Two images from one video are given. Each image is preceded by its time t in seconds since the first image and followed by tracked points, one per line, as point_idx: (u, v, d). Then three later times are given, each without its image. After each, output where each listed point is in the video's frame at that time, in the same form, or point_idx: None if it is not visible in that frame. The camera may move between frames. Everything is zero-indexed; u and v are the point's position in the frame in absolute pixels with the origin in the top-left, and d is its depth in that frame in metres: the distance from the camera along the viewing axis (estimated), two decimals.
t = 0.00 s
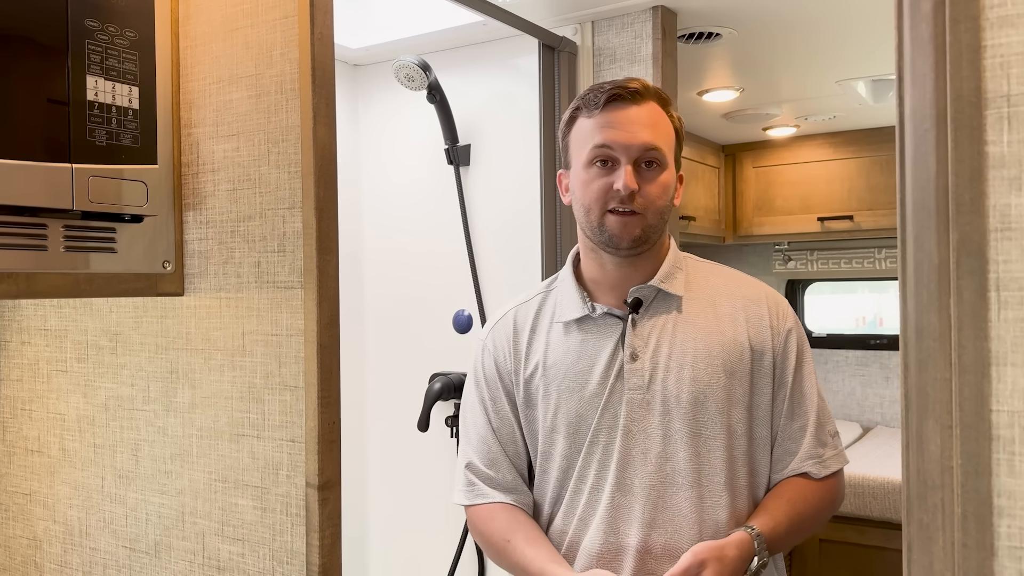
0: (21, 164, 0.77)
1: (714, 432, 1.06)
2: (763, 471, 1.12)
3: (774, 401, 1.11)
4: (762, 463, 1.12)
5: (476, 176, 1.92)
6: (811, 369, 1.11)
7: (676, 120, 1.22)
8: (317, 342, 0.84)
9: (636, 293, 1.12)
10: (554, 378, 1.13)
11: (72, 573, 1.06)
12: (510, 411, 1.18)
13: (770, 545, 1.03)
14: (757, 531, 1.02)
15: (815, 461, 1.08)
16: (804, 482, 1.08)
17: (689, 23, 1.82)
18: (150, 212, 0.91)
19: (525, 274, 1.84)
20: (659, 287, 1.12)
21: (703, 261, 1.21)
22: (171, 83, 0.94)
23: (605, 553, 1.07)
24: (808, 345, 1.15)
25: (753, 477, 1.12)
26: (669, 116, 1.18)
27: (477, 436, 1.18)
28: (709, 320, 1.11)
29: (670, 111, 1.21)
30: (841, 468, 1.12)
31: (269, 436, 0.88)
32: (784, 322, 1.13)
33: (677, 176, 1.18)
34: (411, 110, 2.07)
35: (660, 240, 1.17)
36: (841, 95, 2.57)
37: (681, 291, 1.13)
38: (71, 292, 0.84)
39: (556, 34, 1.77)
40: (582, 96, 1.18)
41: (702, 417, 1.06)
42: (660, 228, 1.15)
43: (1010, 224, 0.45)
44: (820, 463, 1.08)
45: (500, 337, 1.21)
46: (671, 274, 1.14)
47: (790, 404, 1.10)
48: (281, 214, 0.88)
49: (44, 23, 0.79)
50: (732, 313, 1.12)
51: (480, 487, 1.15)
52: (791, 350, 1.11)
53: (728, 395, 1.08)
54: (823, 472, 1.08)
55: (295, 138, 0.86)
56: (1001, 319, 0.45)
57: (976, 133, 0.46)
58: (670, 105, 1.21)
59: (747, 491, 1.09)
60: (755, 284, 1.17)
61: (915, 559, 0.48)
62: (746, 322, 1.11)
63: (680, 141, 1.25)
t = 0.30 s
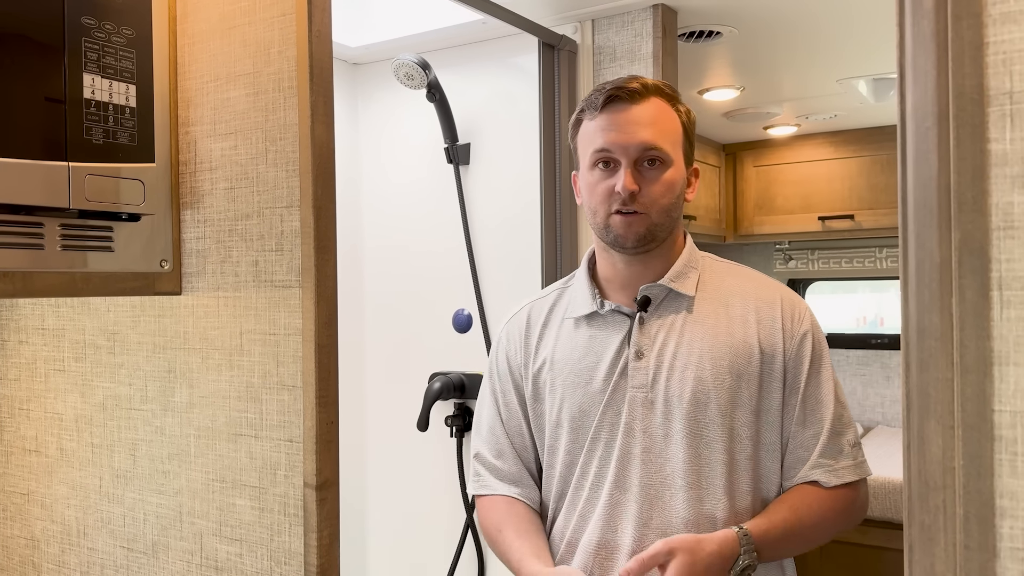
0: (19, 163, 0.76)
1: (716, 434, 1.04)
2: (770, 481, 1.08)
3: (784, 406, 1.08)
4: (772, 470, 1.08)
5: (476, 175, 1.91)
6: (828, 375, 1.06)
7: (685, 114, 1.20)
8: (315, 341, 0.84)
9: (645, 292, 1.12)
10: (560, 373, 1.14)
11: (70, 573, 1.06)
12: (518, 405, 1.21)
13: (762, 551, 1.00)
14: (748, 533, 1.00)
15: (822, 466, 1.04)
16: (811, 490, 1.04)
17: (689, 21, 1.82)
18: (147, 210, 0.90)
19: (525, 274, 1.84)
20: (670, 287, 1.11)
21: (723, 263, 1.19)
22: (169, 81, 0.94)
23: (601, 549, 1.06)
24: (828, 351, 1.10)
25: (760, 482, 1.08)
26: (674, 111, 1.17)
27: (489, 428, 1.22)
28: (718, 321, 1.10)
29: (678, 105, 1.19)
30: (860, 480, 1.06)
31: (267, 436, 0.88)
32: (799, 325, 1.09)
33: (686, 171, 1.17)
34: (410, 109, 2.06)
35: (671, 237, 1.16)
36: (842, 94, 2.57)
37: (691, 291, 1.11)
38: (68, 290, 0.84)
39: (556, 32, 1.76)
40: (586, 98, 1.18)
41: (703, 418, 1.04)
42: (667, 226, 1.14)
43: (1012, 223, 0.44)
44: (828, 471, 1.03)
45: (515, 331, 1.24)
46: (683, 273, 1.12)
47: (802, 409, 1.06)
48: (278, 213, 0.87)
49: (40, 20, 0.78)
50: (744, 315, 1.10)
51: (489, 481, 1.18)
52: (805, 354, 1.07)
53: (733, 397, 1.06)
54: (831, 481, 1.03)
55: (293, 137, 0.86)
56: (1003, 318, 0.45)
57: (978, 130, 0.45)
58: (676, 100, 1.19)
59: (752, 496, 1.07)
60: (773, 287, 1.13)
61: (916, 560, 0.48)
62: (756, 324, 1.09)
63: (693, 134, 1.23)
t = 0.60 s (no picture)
0: (17, 160, 0.76)
1: (722, 430, 1.03)
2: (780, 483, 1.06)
3: (797, 407, 1.05)
4: (784, 473, 1.06)
5: (477, 172, 1.91)
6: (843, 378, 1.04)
7: (709, 112, 1.19)
8: (314, 338, 0.84)
9: (658, 286, 1.11)
10: (569, 364, 1.14)
11: (69, 571, 1.06)
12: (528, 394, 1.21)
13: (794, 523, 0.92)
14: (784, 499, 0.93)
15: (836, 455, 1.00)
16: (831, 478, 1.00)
17: (690, 19, 1.81)
18: (146, 208, 0.90)
19: (526, 272, 1.84)
20: (683, 283, 1.10)
21: (743, 265, 1.18)
22: (167, 78, 0.93)
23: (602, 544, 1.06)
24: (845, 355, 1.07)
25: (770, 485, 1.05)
26: (696, 108, 1.16)
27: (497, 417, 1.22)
28: (731, 317, 1.09)
29: (703, 103, 1.19)
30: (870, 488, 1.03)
31: (266, 434, 0.88)
32: (815, 325, 1.07)
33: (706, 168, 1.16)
34: (410, 107, 2.06)
35: (688, 233, 1.15)
36: (844, 92, 2.56)
37: (704, 287, 1.10)
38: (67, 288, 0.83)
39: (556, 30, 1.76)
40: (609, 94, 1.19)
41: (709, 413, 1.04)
42: (684, 220, 1.12)
43: (1014, 218, 0.44)
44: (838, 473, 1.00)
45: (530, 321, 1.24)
46: (697, 270, 1.11)
47: (814, 411, 1.03)
48: (278, 210, 0.87)
49: (38, 17, 0.78)
50: (757, 312, 1.09)
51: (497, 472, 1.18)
52: (820, 355, 1.05)
53: (742, 393, 1.04)
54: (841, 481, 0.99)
55: (292, 133, 0.85)
56: (1005, 314, 0.45)
57: (980, 125, 0.45)
58: (699, 97, 1.19)
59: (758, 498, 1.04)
60: (790, 288, 1.11)
61: (918, 557, 0.47)
62: (769, 323, 1.07)
63: (717, 134, 1.22)
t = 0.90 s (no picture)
0: (17, 159, 0.76)
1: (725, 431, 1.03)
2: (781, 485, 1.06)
3: (802, 410, 1.05)
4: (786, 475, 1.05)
5: (477, 172, 1.91)
6: (848, 383, 1.03)
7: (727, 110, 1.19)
8: (314, 338, 0.83)
9: (662, 286, 1.11)
10: (572, 362, 1.15)
11: (70, 570, 1.06)
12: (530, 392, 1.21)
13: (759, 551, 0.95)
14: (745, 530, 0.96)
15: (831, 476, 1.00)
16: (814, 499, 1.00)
17: (691, 18, 1.81)
18: (146, 207, 0.90)
19: (526, 272, 1.83)
20: (688, 283, 1.10)
21: (748, 264, 1.17)
22: (167, 78, 0.93)
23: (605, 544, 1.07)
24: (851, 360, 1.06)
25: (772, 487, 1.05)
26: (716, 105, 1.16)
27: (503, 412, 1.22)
28: (736, 318, 1.08)
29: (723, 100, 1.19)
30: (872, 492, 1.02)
31: (266, 433, 0.88)
32: (820, 328, 1.06)
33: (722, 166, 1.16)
34: (410, 107, 2.06)
35: (700, 232, 1.15)
36: (845, 91, 2.56)
37: (710, 287, 1.10)
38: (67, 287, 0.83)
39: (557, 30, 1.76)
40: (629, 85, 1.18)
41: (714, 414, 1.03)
42: (699, 218, 1.12)
43: (1015, 218, 0.44)
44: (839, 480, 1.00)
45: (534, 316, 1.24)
46: (702, 269, 1.11)
47: (817, 416, 1.02)
48: (277, 210, 0.87)
49: (37, 16, 0.78)
50: (762, 313, 1.08)
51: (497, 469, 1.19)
52: (825, 359, 1.04)
53: (746, 395, 1.04)
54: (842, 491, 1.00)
55: (292, 132, 0.85)
56: (1006, 313, 0.44)
57: (982, 124, 0.45)
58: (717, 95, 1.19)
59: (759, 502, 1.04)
60: (796, 288, 1.10)
61: (919, 558, 0.47)
62: (774, 325, 1.06)
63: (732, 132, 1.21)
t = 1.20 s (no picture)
0: (18, 162, 0.76)
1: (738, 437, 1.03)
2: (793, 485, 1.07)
3: (813, 414, 1.06)
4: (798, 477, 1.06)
5: (477, 173, 1.91)
6: (858, 385, 1.05)
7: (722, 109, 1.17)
8: (315, 340, 0.84)
9: (671, 289, 1.10)
10: (579, 367, 1.14)
11: (71, 572, 1.06)
12: (532, 397, 1.21)
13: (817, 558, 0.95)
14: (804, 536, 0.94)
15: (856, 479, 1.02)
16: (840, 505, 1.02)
17: (691, 18, 1.81)
18: (148, 209, 0.90)
19: (526, 273, 1.84)
20: (698, 287, 1.10)
21: (753, 267, 1.17)
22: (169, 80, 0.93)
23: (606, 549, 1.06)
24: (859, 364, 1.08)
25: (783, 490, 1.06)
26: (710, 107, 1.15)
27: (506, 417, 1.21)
28: (746, 323, 1.09)
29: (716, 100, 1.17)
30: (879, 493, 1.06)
31: (267, 435, 0.88)
32: (829, 332, 1.08)
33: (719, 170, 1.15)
34: (410, 108, 2.06)
35: (702, 237, 1.15)
36: (845, 91, 2.56)
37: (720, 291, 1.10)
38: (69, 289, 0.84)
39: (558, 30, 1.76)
40: (620, 89, 1.16)
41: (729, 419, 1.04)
42: (700, 225, 1.12)
43: (1016, 222, 0.44)
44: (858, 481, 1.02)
45: (535, 319, 1.23)
46: (710, 274, 1.11)
47: (829, 418, 1.04)
48: (279, 212, 0.87)
49: (39, 17, 0.78)
50: (772, 318, 1.09)
51: (500, 475, 1.17)
52: (836, 363, 1.06)
53: (757, 399, 1.05)
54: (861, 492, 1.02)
55: (293, 134, 0.85)
56: (1007, 317, 0.45)
57: (982, 128, 0.45)
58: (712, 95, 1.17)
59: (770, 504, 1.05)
60: (803, 291, 1.12)
61: (920, 561, 0.47)
62: (785, 329, 1.08)
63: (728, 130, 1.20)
